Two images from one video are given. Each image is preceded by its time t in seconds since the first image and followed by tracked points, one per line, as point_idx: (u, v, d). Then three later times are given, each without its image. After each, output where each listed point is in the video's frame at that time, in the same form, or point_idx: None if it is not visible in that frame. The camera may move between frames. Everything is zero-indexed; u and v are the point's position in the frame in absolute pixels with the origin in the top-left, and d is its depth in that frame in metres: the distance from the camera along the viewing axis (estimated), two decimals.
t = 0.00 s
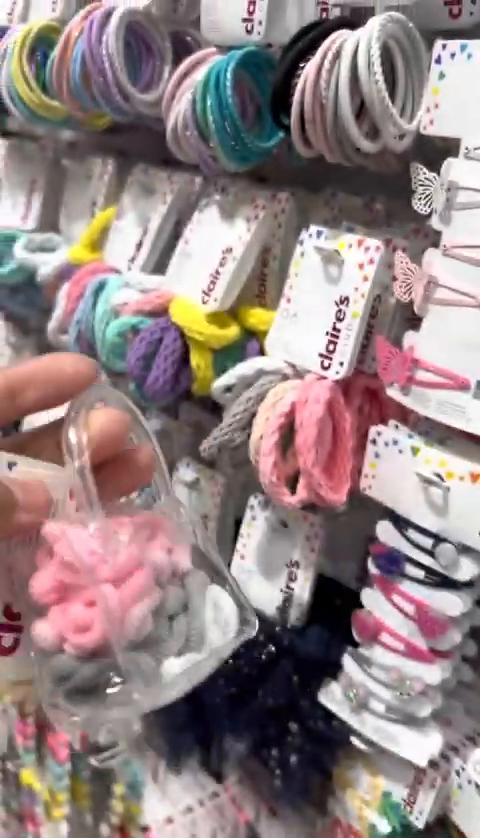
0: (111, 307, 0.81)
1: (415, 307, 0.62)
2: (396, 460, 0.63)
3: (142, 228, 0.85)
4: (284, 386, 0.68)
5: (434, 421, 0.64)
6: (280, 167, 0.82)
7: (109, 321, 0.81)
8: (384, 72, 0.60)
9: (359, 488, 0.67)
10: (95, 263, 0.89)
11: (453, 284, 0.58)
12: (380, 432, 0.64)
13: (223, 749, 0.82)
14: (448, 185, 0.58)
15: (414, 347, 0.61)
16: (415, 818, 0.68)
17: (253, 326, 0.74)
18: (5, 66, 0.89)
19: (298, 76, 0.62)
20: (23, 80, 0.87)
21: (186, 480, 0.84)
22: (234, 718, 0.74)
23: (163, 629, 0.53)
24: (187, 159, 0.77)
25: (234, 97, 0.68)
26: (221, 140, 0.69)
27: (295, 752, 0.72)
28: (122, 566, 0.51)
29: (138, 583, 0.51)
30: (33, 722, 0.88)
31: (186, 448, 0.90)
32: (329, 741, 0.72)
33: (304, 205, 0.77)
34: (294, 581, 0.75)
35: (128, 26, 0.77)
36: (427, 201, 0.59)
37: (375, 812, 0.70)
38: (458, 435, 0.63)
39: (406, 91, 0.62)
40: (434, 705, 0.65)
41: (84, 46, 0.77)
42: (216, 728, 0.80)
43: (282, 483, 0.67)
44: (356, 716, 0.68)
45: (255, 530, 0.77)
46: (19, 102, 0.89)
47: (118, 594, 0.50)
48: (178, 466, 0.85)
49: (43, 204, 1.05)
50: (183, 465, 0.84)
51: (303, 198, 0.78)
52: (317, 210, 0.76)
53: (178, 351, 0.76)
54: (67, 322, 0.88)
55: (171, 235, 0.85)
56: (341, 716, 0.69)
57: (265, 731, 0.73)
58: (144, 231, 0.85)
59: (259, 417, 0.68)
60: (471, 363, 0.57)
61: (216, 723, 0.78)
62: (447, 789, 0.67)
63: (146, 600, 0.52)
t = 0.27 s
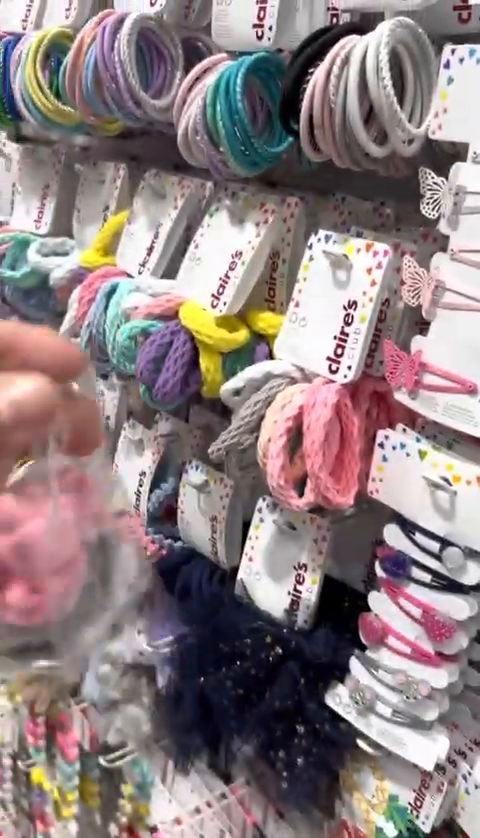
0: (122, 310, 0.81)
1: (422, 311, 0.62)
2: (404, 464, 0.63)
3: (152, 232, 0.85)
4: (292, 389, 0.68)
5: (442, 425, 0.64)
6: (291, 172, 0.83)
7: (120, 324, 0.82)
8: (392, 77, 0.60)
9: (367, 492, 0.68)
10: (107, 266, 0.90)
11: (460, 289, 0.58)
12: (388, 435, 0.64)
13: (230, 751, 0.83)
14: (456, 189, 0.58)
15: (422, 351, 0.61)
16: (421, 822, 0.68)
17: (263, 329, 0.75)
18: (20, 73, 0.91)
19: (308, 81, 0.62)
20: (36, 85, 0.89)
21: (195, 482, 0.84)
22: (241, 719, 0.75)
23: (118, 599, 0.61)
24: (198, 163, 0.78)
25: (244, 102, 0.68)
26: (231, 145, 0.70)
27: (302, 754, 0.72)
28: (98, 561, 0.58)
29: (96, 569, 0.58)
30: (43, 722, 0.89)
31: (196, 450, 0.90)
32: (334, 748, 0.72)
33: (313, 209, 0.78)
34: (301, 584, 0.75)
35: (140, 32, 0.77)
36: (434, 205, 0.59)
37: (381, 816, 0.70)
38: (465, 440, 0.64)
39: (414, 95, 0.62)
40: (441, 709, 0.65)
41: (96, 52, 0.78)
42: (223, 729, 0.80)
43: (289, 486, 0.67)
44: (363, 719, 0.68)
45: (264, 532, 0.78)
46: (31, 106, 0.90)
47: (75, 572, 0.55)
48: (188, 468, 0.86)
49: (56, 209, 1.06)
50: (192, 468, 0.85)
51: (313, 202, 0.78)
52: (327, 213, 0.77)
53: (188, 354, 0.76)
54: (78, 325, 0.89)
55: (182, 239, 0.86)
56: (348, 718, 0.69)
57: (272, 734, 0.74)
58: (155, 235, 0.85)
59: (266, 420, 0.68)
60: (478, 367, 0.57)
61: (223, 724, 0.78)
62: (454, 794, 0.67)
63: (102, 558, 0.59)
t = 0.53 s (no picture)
0: (136, 316, 0.82)
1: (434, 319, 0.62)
2: (415, 470, 0.64)
3: (166, 239, 0.86)
4: (304, 395, 0.69)
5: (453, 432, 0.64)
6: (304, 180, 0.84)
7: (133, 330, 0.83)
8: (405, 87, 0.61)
9: (378, 498, 0.68)
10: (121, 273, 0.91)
11: (472, 298, 0.59)
12: (399, 442, 0.65)
13: (240, 755, 0.83)
14: (468, 198, 0.58)
15: (433, 359, 0.61)
16: (430, 829, 0.68)
17: (275, 336, 0.76)
18: (37, 82, 0.92)
19: (321, 91, 0.63)
20: (52, 94, 0.90)
21: (208, 487, 0.85)
22: (251, 723, 0.75)
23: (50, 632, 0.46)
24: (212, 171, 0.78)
25: (257, 111, 0.69)
26: (245, 153, 0.71)
27: (312, 759, 0.73)
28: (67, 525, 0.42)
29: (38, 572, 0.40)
30: (55, 723, 0.97)
31: (208, 455, 0.90)
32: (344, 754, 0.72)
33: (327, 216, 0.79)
34: (312, 589, 0.75)
35: (155, 42, 0.78)
36: (446, 214, 0.60)
37: (391, 822, 0.71)
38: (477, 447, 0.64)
39: (427, 104, 0.62)
40: (451, 716, 0.65)
41: (111, 61, 0.79)
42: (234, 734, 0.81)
43: (300, 492, 0.68)
44: (373, 725, 0.69)
45: (275, 537, 0.78)
46: (47, 114, 0.91)
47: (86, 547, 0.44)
48: (200, 473, 0.86)
49: (71, 215, 1.07)
50: (205, 472, 0.86)
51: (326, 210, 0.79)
52: (340, 221, 0.78)
53: (200, 360, 0.77)
54: (92, 331, 0.90)
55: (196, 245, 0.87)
56: (358, 724, 0.70)
57: (282, 739, 0.74)
58: (168, 243, 0.86)
59: (278, 426, 0.69)
60: None
61: (234, 729, 0.79)
62: (464, 800, 0.67)
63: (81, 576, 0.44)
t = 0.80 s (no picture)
0: (154, 321, 0.83)
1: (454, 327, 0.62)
2: (433, 478, 0.64)
3: (184, 244, 0.87)
4: (322, 402, 0.69)
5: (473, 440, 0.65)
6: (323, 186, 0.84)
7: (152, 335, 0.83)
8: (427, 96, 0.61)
9: (395, 504, 0.68)
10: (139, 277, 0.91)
11: None
12: (418, 449, 0.65)
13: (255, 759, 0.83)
14: None
15: (453, 366, 0.61)
16: None
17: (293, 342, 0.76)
18: (57, 88, 0.92)
19: (341, 99, 0.63)
20: (73, 100, 0.90)
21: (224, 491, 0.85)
22: (267, 728, 0.75)
23: (55, 650, 0.32)
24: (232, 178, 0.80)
25: (278, 118, 0.69)
26: (265, 160, 0.71)
27: (328, 765, 0.73)
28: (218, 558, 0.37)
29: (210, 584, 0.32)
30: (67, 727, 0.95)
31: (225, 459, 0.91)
32: (360, 756, 0.72)
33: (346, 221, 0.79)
34: (329, 595, 0.75)
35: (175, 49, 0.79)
36: (467, 223, 0.60)
37: (406, 829, 0.71)
38: None
39: (448, 111, 0.62)
40: (468, 724, 0.65)
41: (132, 68, 0.80)
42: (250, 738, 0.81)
43: (317, 499, 0.67)
44: (389, 732, 0.69)
45: (292, 542, 0.78)
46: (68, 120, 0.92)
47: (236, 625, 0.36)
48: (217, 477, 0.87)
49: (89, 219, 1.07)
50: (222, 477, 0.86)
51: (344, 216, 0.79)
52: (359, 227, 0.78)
53: (218, 365, 0.77)
54: (111, 335, 0.90)
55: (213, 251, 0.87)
56: (375, 730, 0.70)
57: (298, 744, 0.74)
58: (187, 248, 0.86)
59: (295, 433, 0.69)
60: None
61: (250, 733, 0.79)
62: None
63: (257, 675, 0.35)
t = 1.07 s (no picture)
0: (171, 322, 0.82)
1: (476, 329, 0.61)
2: (454, 482, 0.63)
3: (201, 245, 0.86)
4: (340, 404, 0.68)
5: None
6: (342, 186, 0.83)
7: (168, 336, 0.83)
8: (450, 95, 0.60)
9: (414, 509, 0.67)
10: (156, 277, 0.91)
11: None
12: (437, 453, 0.64)
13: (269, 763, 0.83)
14: None
15: (474, 369, 0.60)
16: None
17: (311, 343, 0.75)
18: (75, 88, 0.92)
19: (363, 99, 0.62)
20: (90, 100, 0.90)
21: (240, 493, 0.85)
22: (283, 733, 0.75)
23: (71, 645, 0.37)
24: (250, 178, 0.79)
25: (298, 118, 0.68)
26: (285, 160, 0.70)
27: (344, 771, 0.72)
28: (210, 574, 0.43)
29: (120, 550, 0.38)
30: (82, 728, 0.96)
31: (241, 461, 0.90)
32: (376, 761, 0.72)
33: (364, 222, 0.80)
34: (346, 599, 0.75)
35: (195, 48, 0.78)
36: None
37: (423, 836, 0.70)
38: None
39: (471, 110, 0.61)
40: None
41: (151, 67, 0.79)
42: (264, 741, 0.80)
43: (335, 502, 0.67)
44: (407, 738, 0.68)
45: (308, 545, 0.78)
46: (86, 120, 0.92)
47: (215, 619, 0.42)
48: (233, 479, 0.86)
49: (105, 219, 1.07)
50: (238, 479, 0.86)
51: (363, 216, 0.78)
52: (377, 226, 0.78)
53: (235, 367, 0.77)
54: (127, 336, 0.90)
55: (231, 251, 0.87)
56: (391, 736, 0.69)
57: (313, 748, 0.73)
58: (204, 248, 0.86)
59: (314, 434, 0.68)
60: None
61: (265, 737, 0.78)
62: None
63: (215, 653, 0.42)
